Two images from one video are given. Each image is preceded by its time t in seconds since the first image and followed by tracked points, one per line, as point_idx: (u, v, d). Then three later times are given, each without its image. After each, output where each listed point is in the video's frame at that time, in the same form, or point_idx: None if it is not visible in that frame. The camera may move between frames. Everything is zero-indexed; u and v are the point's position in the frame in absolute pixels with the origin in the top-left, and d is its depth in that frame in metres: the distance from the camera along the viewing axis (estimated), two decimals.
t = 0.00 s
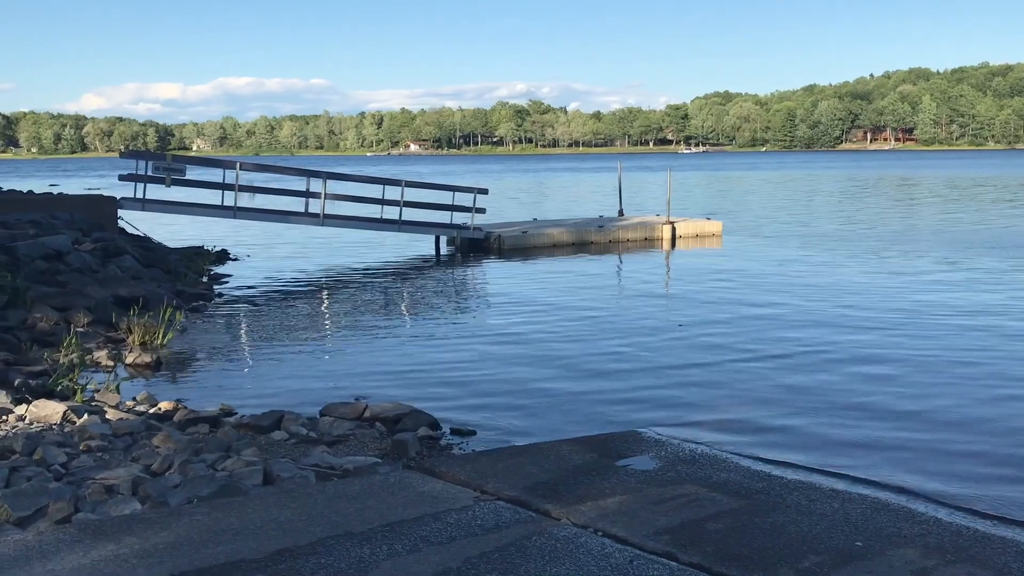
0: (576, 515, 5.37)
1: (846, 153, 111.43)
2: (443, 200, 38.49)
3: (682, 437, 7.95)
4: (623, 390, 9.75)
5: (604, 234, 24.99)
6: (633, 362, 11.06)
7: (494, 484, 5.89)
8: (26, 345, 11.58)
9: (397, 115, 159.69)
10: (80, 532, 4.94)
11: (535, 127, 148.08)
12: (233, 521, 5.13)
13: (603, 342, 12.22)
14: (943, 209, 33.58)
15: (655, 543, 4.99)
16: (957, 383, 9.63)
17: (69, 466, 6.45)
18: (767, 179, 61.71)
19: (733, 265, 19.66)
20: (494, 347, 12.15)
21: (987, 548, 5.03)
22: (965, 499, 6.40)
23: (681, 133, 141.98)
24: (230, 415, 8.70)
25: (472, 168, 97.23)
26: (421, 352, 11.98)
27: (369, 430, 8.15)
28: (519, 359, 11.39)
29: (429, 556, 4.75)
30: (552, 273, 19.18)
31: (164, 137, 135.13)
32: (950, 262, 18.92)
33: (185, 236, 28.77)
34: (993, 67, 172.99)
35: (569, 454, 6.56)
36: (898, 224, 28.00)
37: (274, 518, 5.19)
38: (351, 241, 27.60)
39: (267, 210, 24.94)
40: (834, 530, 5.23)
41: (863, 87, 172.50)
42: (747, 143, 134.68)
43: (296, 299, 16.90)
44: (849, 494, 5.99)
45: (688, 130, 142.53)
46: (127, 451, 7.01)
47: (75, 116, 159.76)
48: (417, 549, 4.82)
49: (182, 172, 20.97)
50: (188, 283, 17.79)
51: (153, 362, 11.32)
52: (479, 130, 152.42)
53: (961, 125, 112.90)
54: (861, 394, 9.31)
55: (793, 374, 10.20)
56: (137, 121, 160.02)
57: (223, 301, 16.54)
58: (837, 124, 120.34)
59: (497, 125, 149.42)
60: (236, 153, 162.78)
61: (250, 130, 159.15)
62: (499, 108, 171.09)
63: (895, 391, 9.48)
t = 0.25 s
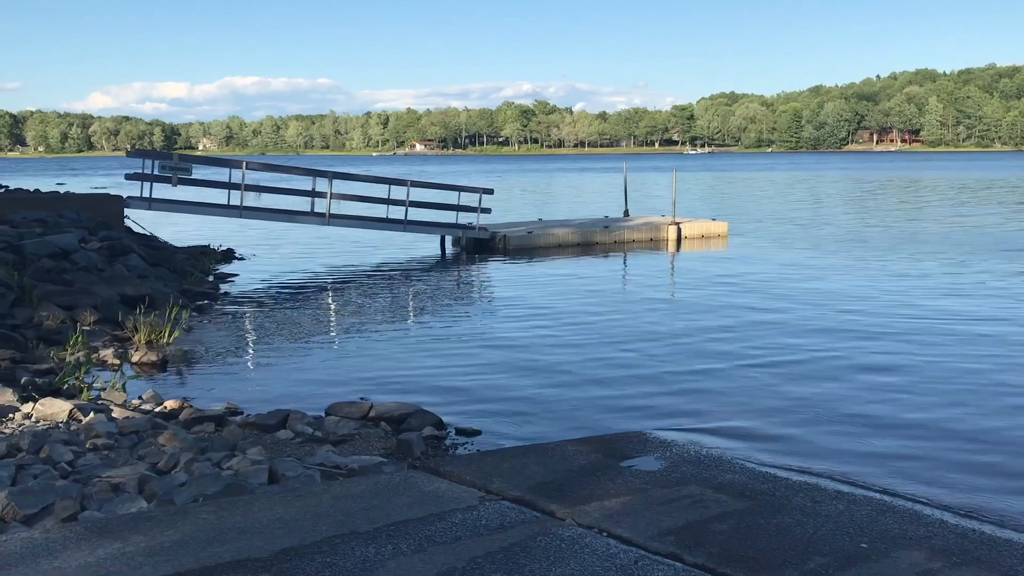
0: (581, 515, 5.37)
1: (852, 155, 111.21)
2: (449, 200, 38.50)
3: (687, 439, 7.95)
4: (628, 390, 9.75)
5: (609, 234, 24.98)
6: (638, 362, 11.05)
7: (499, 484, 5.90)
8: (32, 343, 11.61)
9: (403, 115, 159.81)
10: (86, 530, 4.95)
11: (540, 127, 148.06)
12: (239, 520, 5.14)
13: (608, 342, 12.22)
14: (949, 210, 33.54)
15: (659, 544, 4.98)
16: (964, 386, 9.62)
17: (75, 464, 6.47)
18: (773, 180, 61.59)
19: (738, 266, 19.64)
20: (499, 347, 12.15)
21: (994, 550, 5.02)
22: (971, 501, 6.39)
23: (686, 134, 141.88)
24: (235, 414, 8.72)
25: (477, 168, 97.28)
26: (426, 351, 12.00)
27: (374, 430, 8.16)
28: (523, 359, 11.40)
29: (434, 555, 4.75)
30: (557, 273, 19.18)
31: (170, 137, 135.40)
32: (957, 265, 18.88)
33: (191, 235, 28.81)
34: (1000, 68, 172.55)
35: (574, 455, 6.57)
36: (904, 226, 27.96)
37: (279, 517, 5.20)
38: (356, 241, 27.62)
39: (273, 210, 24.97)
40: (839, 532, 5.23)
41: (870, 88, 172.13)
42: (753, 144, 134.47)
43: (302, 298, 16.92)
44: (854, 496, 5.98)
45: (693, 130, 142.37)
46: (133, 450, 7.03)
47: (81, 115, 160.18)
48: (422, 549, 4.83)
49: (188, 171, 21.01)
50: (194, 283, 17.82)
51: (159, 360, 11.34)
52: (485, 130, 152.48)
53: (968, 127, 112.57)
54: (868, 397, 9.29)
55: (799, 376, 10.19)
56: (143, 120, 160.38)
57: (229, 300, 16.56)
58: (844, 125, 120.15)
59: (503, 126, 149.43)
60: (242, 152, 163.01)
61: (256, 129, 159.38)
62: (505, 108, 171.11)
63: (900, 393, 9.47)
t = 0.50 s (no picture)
0: (586, 517, 5.37)
1: (858, 156, 110.95)
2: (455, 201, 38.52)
3: (692, 440, 7.94)
4: (634, 392, 9.74)
5: (615, 235, 24.97)
6: (643, 364, 11.04)
7: (504, 485, 5.90)
8: (39, 343, 11.65)
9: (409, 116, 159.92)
10: (92, 529, 4.96)
11: (546, 128, 148.03)
12: (244, 520, 5.14)
13: (613, 344, 12.21)
14: (955, 213, 33.46)
15: (665, 545, 4.98)
16: (971, 388, 9.60)
17: (81, 463, 6.49)
18: (779, 181, 61.48)
19: (744, 267, 19.62)
20: (505, 347, 12.16)
21: (1000, 553, 5.01)
22: (977, 504, 6.38)
23: (692, 136, 141.74)
24: (241, 414, 8.73)
25: (482, 169, 97.35)
26: (432, 352, 12.00)
27: (379, 430, 8.17)
28: (528, 360, 11.40)
29: (439, 555, 4.75)
30: (563, 274, 19.18)
31: (177, 137, 135.66)
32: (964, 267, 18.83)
33: (198, 236, 28.87)
34: (1008, 69, 172.04)
35: (579, 456, 6.57)
36: (910, 228, 27.90)
37: (285, 517, 5.21)
38: (362, 241, 27.65)
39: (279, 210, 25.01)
40: (845, 535, 5.21)
41: (876, 89, 171.83)
42: (759, 145, 134.30)
43: (307, 298, 16.95)
44: (860, 498, 5.96)
45: (699, 132, 142.20)
46: (139, 449, 7.05)
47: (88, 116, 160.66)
48: (427, 550, 4.83)
49: (195, 171, 21.03)
50: (200, 282, 17.85)
51: (165, 360, 11.37)
52: (490, 130, 152.50)
53: (974, 128, 112.20)
54: (874, 399, 9.28)
55: (805, 378, 10.18)
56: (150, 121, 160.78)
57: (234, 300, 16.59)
58: (850, 126, 119.93)
59: (509, 126, 149.44)
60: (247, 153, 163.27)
61: (262, 130, 159.64)
62: (510, 109, 171.13)
63: (906, 396, 9.45)
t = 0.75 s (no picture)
0: (594, 519, 5.37)
1: (868, 159, 110.51)
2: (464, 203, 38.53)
3: (701, 443, 7.93)
4: (644, 394, 9.74)
5: (624, 238, 24.93)
6: (652, 366, 11.02)
7: (512, 486, 5.90)
8: (50, 343, 11.70)
9: (418, 117, 160.16)
10: (102, 528, 4.98)
11: (555, 130, 147.97)
12: (254, 520, 5.16)
13: (622, 346, 12.19)
14: (966, 216, 33.30)
15: (673, 548, 4.98)
16: (981, 393, 9.55)
17: (92, 463, 6.52)
18: (789, 184, 61.29)
19: (754, 270, 19.57)
20: (514, 349, 12.16)
21: (1010, 558, 4.99)
22: (988, 508, 6.34)
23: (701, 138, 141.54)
24: (250, 415, 8.76)
25: (491, 171, 97.50)
26: (441, 353, 12.01)
27: (388, 431, 8.19)
28: (537, 362, 11.39)
29: (448, 557, 4.76)
30: (571, 276, 19.16)
31: (187, 139, 136.06)
32: (975, 271, 18.73)
33: (208, 237, 28.96)
34: (1019, 72, 171.24)
35: (587, 458, 6.56)
36: (921, 231, 27.77)
37: (295, 517, 5.22)
38: (372, 243, 27.69)
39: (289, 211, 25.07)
40: (854, 538, 5.21)
41: (887, 92, 171.12)
42: (768, 148, 134.00)
43: (316, 299, 16.99)
44: (870, 502, 5.95)
45: (709, 134, 141.95)
46: (149, 449, 7.08)
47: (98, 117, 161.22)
48: (436, 551, 4.83)
49: (205, 172, 21.10)
50: (209, 283, 17.90)
51: (175, 360, 11.41)
52: (499, 132, 152.59)
53: (986, 131, 111.65)
54: (885, 403, 9.25)
55: (814, 381, 10.16)
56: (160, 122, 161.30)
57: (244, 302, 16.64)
58: (860, 129, 119.56)
59: (518, 128, 149.51)
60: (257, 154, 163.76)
61: (272, 131, 160.02)
62: (520, 111, 171.20)
63: (917, 399, 9.42)
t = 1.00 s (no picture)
0: (604, 521, 5.36)
1: (879, 161, 110.02)
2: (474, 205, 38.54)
3: (712, 446, 7.91)
4: (654, 397, 9.73)
5: (634, 240, 24.90)
6: (662, 369, 11.00)
7: (522, 489, 5.90)
8: (62, 343, 11.76)
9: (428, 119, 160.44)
10: (113, 528, 5.00)
11: (565, 132, 147.86)
12: (265, 521, 5.17)
13: (632, 349, 12.16)
14: (978, 220, 33.13)
15: (683, 551, 4.97)
16: (994, 398, 9.50)
17: (103, 463, 6.54)
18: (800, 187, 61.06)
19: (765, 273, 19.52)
20: (524, 351, 12.16)
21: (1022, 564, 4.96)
22: (1000, 514, 6.30)
23: (712, 141, 141.36)
24: (260, 416, 8.77)
25: (501, 173, 97.66)
26: (451, 355, 12.03)
27: (398, 433, 8.20)
28: (547, 364, 11.38)
29: (458, 559, 4.76)
30: (581, 279, 19.15)
31: (198, 139, 136.43)
32: (988, 275, 18.64)
33: (219, 238, 29.04)
34: None
35: (597, 461, 6.56)
36: (933, 235, 27.63)
37: (305, 518, 5.23)
38: (382, 244, 27.72)
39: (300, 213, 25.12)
40: (865, 543, 5.19)
41: (899, 95, 170.43)
42: (779, 151, 133.60)
43: (326, 301, 17.01)
44: (880, 506, 5.93)
45: (719, 137, 141.66)
46: (160, 449, 7.10)
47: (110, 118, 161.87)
48: (446, 553, 4.84)
49: (217, 174, 21.17)
50: (220, 284, 17.95)
51: (186, 361, 11.44)
52: (509, 135, 152.73)
53: (998, 134, 111.02)
54: (896, 407, 9.22)
55: (825, 385, 10.12)
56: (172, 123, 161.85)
57: (254, 303, 16.68)
58: (871, 132, 119.18)
59: (528, 131, 149.50)
60: (268, 156, 164.31)
61: (282, 133, 160.38)
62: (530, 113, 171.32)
63: (928, 403, 9.38)
